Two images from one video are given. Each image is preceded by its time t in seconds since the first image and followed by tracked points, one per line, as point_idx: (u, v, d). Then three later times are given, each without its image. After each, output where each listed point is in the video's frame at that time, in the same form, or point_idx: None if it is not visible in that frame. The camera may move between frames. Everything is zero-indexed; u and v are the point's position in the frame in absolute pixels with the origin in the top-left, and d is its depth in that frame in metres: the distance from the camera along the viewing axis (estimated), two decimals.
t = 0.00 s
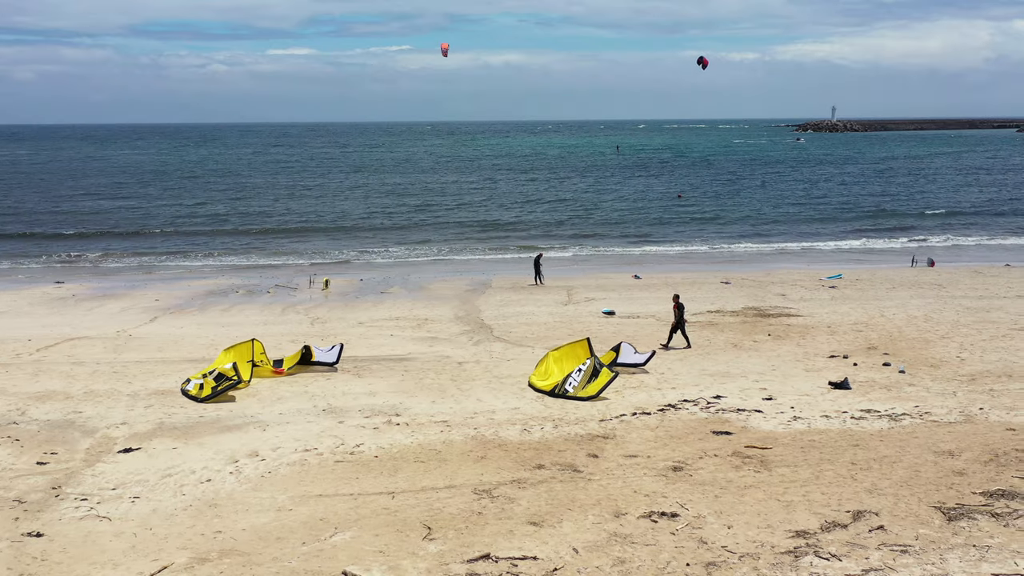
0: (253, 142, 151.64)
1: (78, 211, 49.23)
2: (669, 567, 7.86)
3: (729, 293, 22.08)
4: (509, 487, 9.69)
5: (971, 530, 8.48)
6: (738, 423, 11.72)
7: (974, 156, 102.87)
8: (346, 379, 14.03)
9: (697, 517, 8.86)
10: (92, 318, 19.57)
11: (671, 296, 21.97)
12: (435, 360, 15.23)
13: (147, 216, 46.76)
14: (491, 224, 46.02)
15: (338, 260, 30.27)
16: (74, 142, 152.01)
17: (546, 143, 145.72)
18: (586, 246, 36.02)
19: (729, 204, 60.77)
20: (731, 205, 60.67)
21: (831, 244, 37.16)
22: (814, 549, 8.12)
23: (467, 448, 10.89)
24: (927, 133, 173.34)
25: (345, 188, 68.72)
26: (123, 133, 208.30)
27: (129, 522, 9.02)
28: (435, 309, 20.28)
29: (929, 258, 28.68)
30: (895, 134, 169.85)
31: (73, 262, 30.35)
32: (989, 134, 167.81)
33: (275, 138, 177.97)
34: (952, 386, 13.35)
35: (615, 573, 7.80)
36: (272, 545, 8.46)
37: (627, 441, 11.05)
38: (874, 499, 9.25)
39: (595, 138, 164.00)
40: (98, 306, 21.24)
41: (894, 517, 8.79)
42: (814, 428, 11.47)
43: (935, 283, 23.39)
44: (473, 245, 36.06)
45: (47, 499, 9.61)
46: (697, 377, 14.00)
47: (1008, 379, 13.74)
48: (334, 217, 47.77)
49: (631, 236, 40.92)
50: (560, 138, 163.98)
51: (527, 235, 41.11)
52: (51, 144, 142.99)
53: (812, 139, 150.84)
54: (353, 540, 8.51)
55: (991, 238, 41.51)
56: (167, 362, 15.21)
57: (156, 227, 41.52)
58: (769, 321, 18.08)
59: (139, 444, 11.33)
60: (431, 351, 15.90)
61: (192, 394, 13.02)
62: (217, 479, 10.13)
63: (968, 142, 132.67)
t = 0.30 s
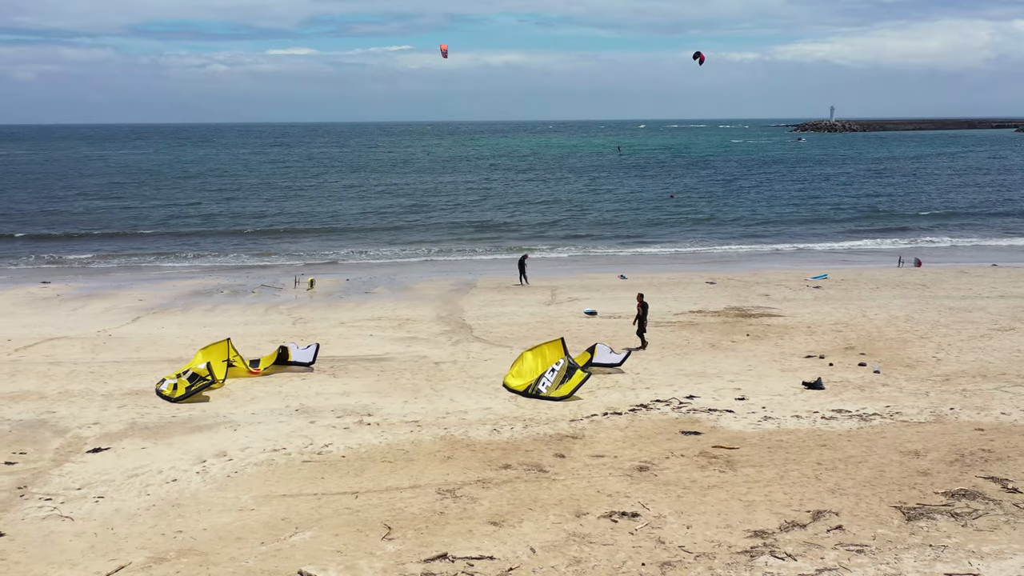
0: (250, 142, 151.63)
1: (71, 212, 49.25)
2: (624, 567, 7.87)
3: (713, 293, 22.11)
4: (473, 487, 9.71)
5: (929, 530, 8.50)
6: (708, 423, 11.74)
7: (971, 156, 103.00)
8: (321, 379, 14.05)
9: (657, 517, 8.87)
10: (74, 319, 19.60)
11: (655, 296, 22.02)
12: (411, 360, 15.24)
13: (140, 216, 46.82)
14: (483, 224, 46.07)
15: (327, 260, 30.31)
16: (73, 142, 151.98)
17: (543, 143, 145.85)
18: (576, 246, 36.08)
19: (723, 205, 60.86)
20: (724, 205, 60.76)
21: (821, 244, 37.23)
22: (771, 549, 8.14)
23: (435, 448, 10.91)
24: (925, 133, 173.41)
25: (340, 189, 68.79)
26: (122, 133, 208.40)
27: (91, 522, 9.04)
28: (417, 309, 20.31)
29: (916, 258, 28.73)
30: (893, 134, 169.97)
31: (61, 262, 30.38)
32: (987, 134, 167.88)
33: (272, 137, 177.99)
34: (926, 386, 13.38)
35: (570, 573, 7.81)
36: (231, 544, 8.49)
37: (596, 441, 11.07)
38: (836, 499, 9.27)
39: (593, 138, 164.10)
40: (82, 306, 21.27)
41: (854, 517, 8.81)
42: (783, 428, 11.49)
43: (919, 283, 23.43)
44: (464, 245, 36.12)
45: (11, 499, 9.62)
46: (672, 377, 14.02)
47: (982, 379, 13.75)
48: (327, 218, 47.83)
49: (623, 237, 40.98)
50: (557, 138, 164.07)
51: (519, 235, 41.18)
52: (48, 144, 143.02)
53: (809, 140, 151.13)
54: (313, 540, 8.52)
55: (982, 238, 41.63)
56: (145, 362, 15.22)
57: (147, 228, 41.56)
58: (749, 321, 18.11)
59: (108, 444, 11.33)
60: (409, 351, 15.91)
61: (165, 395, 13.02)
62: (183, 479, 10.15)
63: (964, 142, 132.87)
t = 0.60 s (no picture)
0: (248, 142, 151.64)
1: (65, 212, 49.26)
2: (578, 566, 7.90)
3: (697, 293, 22.13)
4: (436, 487, 9.71)
5: (886, 529, 8.51)
6: (678, 423, 11.74)
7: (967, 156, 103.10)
8: (296, 379, 14.06)
9: (616, 516, 8.89)
10: (57, 319, 19.59)
11: (639, 296, 22.03)
12: (388, 360, 15.23)
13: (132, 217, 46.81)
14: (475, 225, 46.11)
15: (315, 260, 30.30)
16: (71, 142, 152.02)
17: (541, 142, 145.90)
18: (566, 247, 36.11)
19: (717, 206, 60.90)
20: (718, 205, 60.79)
21: (811, 245, 37.27)
22: (726, 548, 8.16)
23: (403, 448, 10.92)
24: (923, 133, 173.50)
25: (335, 189, 68.77)
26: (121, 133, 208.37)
27: (52, 521, 9.05)
28: (400, 309, 20.32)
29: (903, 258, 28.75)
30: (890, 134, 170.02)
31: (49, 262, 30.38)
32: (985, 134, 167.93)
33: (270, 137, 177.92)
34: (899, 386, 13.39)
35: (524, 572, 7.83)
36: (190, 543, 8.51)
37: (563, 441, 11.08)
38: (797, 498, 9.29)
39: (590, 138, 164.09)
40: (66, 306, 21.28)
41: (813, 516, 8.83)
42: (751, 428, 11.51)
43: (904, 282, 23.45)
44: (454, 245, 36.14)
45: None
46: (646, 377, 14.03)
47: (956, 379, 13.76)
48: (320, 218, 47.87)
49: (614, 237, 41.01)
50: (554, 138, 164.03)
51: (510, 236, 41.21)
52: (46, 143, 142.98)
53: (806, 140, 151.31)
54: (271, 539, 8.54)
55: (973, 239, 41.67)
56: (121, 362, 15.22)
57: (139, 228, 41.55)
58: (729, 321, 18.12)
59: (77, 444, 11.34)
60: (387, 351, 15.89)
61: (138, 394, 13.03)
62: (148, 478, 10.16)
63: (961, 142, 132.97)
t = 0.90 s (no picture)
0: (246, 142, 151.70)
1: (58, 212, 49.28)
2: (534, 564, 7.92)
3: (681, 293, 22.15)
4: (400, 486, 9.73)
5: (844, 528, 8.53)
6: (647, 423, 11.77)
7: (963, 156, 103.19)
8: (271, 379, 14.07)
9: (577, 515, 8.91)
10: (39, 318, 19.60)
11: (623, 296, 22.06)
12: (364, 360, 15.23)
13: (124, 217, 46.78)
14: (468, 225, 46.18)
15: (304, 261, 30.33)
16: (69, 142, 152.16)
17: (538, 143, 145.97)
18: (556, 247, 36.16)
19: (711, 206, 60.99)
20: (712, 205, 60.84)
21: (801, 245, 37.35)
22: (683, 547, 8.18)
23: (371, 447, 10.94)
24: (921, 134, 173.63)
25: (330, 189, 68.82)
26: (120, 133, 208.49)
27: (14, 520, 9.05)
28: (382, 309, 20.32)
29: (890, 257, 28.81)
30: (888, 134, 170.10)
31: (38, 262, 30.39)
32: (983, 134, 168.03)
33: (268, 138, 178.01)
34: (872, 386, 13.41)
35: (479, 571, 7.85)
36: (149, 542, 8.52)
37: (531, 440, 11.10)
38: (758, 497, 9.31)
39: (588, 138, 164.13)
40: (49, 306, 21.29)
41: (772, 515, 8.85)
42: (720, 428, 11.52)
43: (888, 282, 23.49)
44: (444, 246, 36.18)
45: None
46: (620, 377, 14.04)
47: (929, 378, 13.78)
48: (313, 219, 47.93)
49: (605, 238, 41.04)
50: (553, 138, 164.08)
51: (501, 236, 41.23)
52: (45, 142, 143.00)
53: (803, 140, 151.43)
54: (231, 538, 8.56)
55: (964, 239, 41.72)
56: (99, 362, 15.22)
57: (130, 229, 41.58)
58: (709, 321, 18.13)
59: (46, 444, 11.34)
60: (365, 351, 15.89)
61: (112, 394, 13.03)
62: (115, 478, 10.18)
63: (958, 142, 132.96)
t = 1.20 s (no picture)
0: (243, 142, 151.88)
1: (52, 212, 49.37)
2: (490, 564, 7.95)
3: (665, 293, 22.24)
4: (364, 486, 9.76)
5: (803, 527, 8.56)
6: (618, 423, 11.79)
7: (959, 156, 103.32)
8: (247, 379, 14.09)
9: (538, 515, 8.94)
10: (22, 318, 19.65)
11: (608, 296, 22.13)
12: (342, 360, 15.25)
13: (118, 218, 46.88)
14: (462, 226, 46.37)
15: (293, 261, 30.43)
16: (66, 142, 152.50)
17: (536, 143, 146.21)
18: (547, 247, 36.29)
19: (705, 207, 61.09)
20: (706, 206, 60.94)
21: (792, 245, 37.46)
22: (640, 546, 8.21)
23: (339, 447, 10.96)
24: (919, 134, 173.80)
25: (326, 190, 68.93)
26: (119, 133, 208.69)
27: None
28: (366, 309, 20.38)
29: (877, 257, 28.91)
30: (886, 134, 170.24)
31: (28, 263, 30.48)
32: (981, 134, 168.20)
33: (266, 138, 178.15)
34: (846, 386, 13.44)
35: (435, 570, 7.88)
36: (110, 542, 8.55)
37: (501, 440, 11.12)
38: (722, 497, 9.34)
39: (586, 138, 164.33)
40: (34, 306, 21.35)
41: (733, 514, 8.88)
42: (690, 428, 11.55)
43: (872, 282, 23.57)
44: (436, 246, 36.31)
45: None
46: (596, 377, 14.07)
47: (904, 379, 13.80)
48: (307, 220, 48.01)
49: (597, 238, 41.18)
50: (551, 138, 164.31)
51: (494, 237, 41.36)
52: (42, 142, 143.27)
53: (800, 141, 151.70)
54: (192, 537, 8.59)
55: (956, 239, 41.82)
56: (77, 363, 15.25)
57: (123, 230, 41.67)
58: (689, 321, 18.18)
59: (17, 443, 11.37)
60: (343, 351, 15.92)
61: (87, 394, 13.05)
62: (82, 477, 10.20)
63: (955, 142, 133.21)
